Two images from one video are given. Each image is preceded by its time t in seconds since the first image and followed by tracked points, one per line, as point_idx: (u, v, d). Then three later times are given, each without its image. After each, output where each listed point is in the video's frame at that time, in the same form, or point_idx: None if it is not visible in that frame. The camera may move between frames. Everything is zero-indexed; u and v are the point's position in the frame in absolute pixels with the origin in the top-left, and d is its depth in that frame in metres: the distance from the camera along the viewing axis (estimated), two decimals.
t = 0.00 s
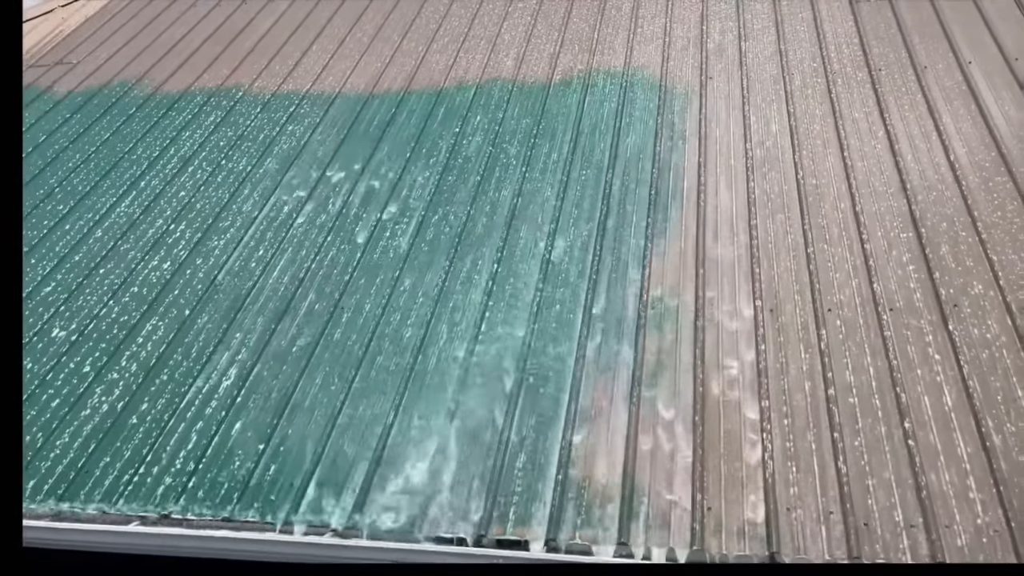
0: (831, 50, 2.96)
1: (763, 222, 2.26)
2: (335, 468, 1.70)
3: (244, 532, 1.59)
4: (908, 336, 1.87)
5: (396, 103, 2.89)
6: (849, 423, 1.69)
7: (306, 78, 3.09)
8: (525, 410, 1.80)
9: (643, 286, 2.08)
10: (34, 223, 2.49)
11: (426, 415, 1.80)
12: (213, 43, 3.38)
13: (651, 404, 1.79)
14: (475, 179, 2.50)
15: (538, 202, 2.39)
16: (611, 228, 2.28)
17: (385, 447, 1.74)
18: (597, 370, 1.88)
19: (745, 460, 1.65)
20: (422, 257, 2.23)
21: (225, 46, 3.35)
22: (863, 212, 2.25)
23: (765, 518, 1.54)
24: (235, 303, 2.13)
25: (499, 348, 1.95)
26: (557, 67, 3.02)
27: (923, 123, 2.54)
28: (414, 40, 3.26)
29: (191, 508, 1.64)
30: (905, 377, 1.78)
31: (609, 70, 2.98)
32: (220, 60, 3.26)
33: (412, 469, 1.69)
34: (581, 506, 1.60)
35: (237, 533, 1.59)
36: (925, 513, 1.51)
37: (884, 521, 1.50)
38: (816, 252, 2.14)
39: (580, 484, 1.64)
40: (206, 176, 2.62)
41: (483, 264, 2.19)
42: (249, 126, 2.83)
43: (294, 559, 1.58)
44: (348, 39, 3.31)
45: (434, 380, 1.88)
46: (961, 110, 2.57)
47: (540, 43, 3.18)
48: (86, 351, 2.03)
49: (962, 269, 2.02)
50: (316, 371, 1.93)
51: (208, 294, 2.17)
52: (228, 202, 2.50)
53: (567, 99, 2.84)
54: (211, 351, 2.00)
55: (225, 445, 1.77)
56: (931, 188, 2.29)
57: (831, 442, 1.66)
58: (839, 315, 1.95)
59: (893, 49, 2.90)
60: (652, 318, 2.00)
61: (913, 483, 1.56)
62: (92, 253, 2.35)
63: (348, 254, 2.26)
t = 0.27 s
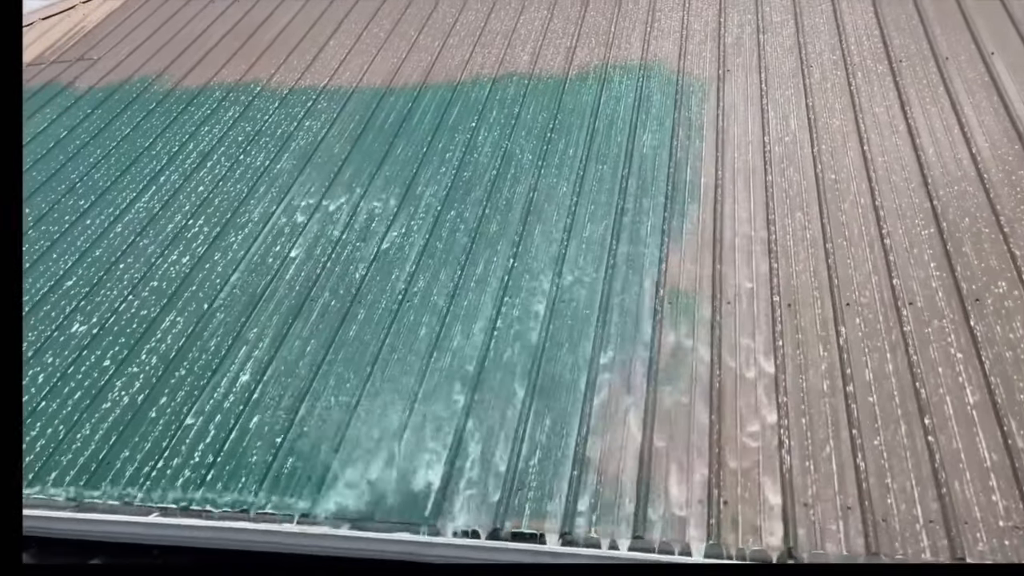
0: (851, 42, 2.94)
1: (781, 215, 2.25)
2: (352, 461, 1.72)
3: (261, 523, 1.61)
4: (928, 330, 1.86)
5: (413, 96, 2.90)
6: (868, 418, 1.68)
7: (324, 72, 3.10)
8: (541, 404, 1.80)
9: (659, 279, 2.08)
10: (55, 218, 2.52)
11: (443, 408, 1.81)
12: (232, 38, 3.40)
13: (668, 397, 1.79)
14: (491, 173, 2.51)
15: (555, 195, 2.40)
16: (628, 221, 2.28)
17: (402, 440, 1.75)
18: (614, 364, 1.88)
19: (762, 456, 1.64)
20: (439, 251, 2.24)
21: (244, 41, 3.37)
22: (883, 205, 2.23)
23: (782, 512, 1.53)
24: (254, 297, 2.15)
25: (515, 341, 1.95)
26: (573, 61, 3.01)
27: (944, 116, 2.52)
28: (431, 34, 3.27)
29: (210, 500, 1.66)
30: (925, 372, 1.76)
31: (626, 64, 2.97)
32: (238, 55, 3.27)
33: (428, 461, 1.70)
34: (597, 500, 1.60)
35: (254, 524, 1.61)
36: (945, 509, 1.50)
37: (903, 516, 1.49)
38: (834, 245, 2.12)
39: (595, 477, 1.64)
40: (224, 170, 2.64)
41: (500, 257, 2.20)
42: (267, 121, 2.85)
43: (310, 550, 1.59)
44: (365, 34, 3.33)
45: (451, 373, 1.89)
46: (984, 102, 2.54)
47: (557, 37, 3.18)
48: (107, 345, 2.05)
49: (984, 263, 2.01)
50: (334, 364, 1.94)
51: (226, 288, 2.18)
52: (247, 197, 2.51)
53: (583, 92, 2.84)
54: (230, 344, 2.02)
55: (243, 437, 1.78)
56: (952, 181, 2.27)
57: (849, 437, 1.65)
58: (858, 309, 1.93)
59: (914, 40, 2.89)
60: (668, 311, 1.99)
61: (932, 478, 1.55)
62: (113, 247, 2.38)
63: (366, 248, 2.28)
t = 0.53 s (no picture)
0: (866, 31, 2.91)
1: (794, 206, 2.24)
2: (364, 452, 1.72)
3: (273, 512, 1.61)
4: (943, 322, 1.84)
5: (425, 87, 2.90)
6: (881, 410, 1.67)
7: (336, 63, 3.10)
8: (552, 395, 1.80)
9: (671, 270, 2.08)
10: (69, 211, 2.53)
11: (454, 399, 1.81)
12: (244, 30, 3.40)
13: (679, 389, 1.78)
14: (503, 163, 2.50)
15: (566, 186, 2.39)
16: (640, 212, 2.27)
17: (413, 431, 1.76)
18: (625, 355, 1.87)
19: (774, 447, 1.64)
20: (450, 242, 2.24)
21: (256, 32, 3.37)
22: (898, 196, 2.22)
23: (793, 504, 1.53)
24: (266, 289, 2.15)
25: (526, 332, 1.95)
26: (586, 51, 3.00)
27: (961, 105, 2.50)
28: (443, 25, 3.27)
29: (223, 489, 1.67)
30: (939, 364, 1.75)
31: (638, 53, 2.96)
32: (250, 47, 3.28)
33: (439, 452, 1.71)
34: (608, 491, 1.60)
35: (266, 513, 1.61)
36: (959, 502, 1.49)
37: (916, 509, 1.48)
38: (848, 236, 2.11)
39: (607, 468, 1.64)
40: (237, 162, 2.65)
41: (511, 248, 2.20)
42: (279, 112, 2.85)
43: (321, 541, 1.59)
44: (377, 24, 3.32)
45: (462, 364, 1.89)
46: (1001, 91, 2.52)
47: (569, 27, 3.16)
48: (121, 336, 2.07)
49: (1000, 254, 1.99)
50: (346, 355, 1.95)
51: (239, 279, 2.19)
52: (259, 189, 2.52)
53: (595, 82, 2.83)
54: (242, 335, 2.03)
55: (256, 428, 1.79)
56: (968, 171, 2.25)
57: (862, 430, 1.64)
58: (871, 300, 1.92)
59: (930, 29, 2.87)
60: (679, 302, 1.99)
61: (946, 471, 1.54)
62: (126, 239, 2.39)
63: (378, 239, 2.28)
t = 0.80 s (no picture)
0: (876, 17, 2.90)
1: (803, 192, 2.23)
2: (373, 437, 1.73)
3: (283, 497, 1.61)
4: (953, 308, 1.84)
5: (432, 74, 2.89)
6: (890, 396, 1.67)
7: (343, 49, 3.09)
8: (559, 381, 1.80)
9: (679, 257, 2.07)
10: (78, 198, 2.54)
11: (462, 386, 1.82)
12: (251, 17, 3.40)
13: (687, 375, 1.78)
14: (511, 149, 2.50)
15: (573, 172, 2.39)
16: (648, 198, 2.27)
17: (421, 417, 1.76)
18: (633, 341, 1.87)
19: (782, 433, 1.63)
20: (458, 229, 2.24)
21: (263, 19, 3.37)
22: (907, 182, 2.21)
23: (802, 489, 1.52)
24: (274, 275, 2.16)
25: (534, 318, 1.95)
26: (593, 37, 2.99)
27: (972, 90, 2.48)
28: (450, 11, 3.26)
29: (233, 475, 1.68)
30: (949, 350, 1.75)
31: (646, 39, 2.94)
32: (257, 33, 3.27)
33: (447, 438, 1.71)
34: (615, 476, 1.60)
35: (275, 498, 1.61)
36: (968, 487, 1.48)
37: (925, 495, 1.48)
38: (858, 223, 2.10)
39: (614, 454, 1.64)
40: (244, 149, 2.65)
41: (518, 235, 2.20)
42: (286, 100, 2.85)
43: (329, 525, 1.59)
44: (384, 11, 3.31)
45: (470, 351, 1.89)
46: (1013, 77, 2.50)
47: (577, 12, 3.15)
48: (130, 323, 2.08)
49: (1011, 240, 1.98)
50: (353, 341, 1.95)
51: (247, 266, 2.20)
52: (266, 176, 2.52)
53: (603, 68, 2.82)
54: (251, 321, 2.03)
55: (265, 415, 1.80)
56: (979, 157, 2.24)
57: (871, 416, 1.64)
58: (880, 287, 1.91)
59: (941, 14, 2.85)
60: (687, 288, 1.98)
61: (956, 457, 1.54)
62: (135, 226, 2.40)
63: (385, 225, 2.28)
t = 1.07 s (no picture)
0: None
1: (806, 174, 2.22)
2: (375, 419, 1.73)
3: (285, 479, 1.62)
4: (958, 290, 1.83)
5: (433, 55, 2.87)
6: (893, 379, 1.66)
7: (343, 31, 3.07)
8: (562, 364, 1.80)
9: (681, 239, 2.06)
10: (79, 181, 2.54)
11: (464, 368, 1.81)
12: None
13: (690, 357, 1.78)
14: (513, 131, 2.49)
15: (575, 154, 2.37)
16: (650, 180, 2.26)
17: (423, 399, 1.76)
18: (635, 323, 1.87)
19: (784, 415, 1.63)
20: (459, 212, 2.23)
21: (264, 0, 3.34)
22: (912, 164, 2.19)
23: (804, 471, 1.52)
24: (275, 258, 2.15)
25: (536, 301, 1.95)
26: (596, 18, 2.97)
27: (979, 72, 2.46)
28: None
29: (235, 457, 1.68)
30: (954, 332, 1.74)
31: (650, 20, 2.92)
32: (257, 14, 3.25)
33: (449, 420, 1.71)
34: (617, 458, 1.60)
35: (278, 480, 1.62)
36: (970, 470, 1.48)
37: (928, 476, 1.48)
38: (862, 205, 2.09)
39: (616, 435, 1.64)
40: (245, 132, 2.63)
41: (520, 217, 2.19)
42: (287, 82, 2.83)
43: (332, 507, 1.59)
44: None
45: (472, 333, 1.89)
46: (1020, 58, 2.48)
47: None
48: (132, 306, 2.07)
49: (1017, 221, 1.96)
50: (355, 324, 1.95)
51: (248, 249, 2.19)
52: (267, 158, 2.51)
53: (606, 49, 2.80)
54: (252, 304, 2.03)
55: (267, 397, 1.80)
56: (985, 138, 2.23)
57: (874, 398, 1.63)
58: (884, 269, 1.91)
59: None
60: (690, 271, 1.98)
61: (958, 439, 1.54)
62: (136, 209, 2.39)
63: (386, 208, 2.27)
